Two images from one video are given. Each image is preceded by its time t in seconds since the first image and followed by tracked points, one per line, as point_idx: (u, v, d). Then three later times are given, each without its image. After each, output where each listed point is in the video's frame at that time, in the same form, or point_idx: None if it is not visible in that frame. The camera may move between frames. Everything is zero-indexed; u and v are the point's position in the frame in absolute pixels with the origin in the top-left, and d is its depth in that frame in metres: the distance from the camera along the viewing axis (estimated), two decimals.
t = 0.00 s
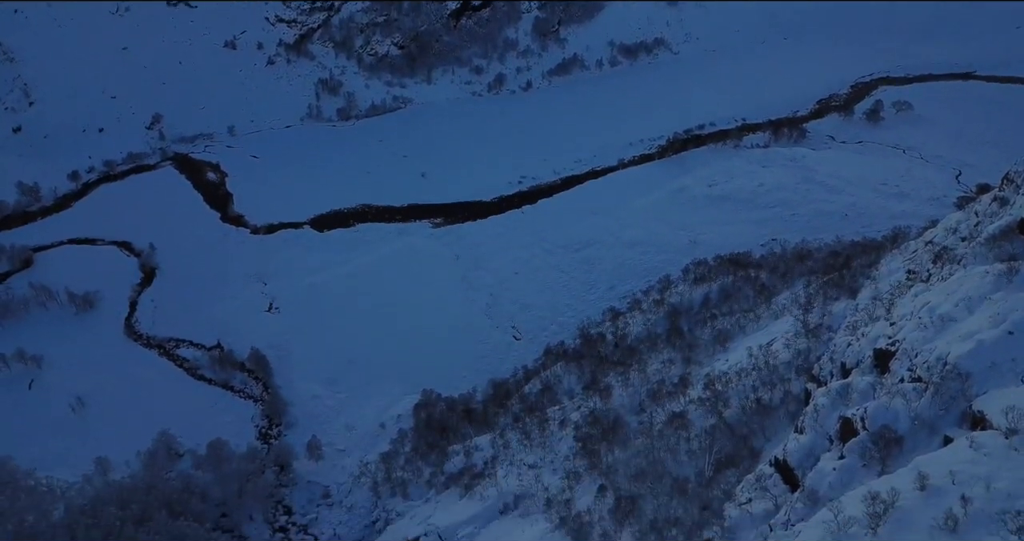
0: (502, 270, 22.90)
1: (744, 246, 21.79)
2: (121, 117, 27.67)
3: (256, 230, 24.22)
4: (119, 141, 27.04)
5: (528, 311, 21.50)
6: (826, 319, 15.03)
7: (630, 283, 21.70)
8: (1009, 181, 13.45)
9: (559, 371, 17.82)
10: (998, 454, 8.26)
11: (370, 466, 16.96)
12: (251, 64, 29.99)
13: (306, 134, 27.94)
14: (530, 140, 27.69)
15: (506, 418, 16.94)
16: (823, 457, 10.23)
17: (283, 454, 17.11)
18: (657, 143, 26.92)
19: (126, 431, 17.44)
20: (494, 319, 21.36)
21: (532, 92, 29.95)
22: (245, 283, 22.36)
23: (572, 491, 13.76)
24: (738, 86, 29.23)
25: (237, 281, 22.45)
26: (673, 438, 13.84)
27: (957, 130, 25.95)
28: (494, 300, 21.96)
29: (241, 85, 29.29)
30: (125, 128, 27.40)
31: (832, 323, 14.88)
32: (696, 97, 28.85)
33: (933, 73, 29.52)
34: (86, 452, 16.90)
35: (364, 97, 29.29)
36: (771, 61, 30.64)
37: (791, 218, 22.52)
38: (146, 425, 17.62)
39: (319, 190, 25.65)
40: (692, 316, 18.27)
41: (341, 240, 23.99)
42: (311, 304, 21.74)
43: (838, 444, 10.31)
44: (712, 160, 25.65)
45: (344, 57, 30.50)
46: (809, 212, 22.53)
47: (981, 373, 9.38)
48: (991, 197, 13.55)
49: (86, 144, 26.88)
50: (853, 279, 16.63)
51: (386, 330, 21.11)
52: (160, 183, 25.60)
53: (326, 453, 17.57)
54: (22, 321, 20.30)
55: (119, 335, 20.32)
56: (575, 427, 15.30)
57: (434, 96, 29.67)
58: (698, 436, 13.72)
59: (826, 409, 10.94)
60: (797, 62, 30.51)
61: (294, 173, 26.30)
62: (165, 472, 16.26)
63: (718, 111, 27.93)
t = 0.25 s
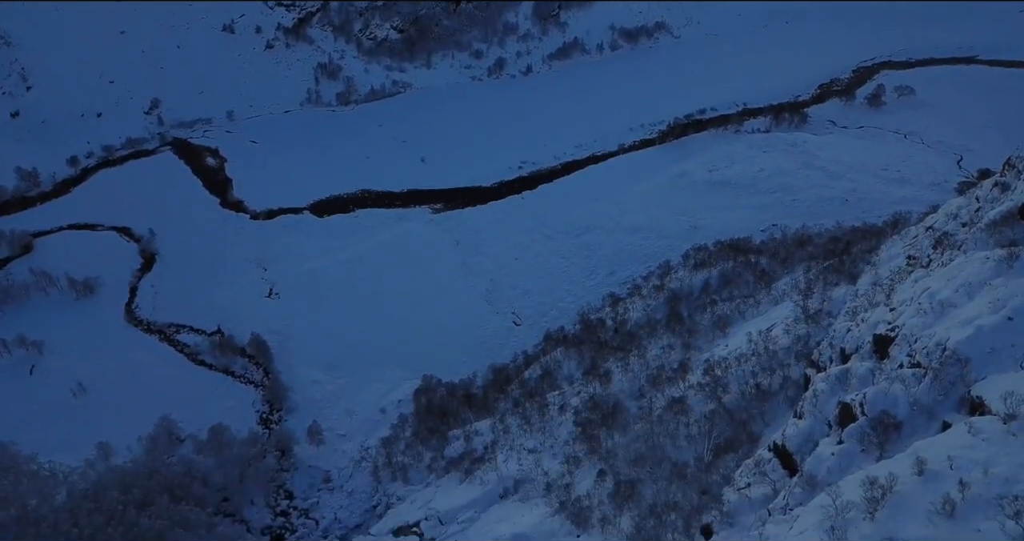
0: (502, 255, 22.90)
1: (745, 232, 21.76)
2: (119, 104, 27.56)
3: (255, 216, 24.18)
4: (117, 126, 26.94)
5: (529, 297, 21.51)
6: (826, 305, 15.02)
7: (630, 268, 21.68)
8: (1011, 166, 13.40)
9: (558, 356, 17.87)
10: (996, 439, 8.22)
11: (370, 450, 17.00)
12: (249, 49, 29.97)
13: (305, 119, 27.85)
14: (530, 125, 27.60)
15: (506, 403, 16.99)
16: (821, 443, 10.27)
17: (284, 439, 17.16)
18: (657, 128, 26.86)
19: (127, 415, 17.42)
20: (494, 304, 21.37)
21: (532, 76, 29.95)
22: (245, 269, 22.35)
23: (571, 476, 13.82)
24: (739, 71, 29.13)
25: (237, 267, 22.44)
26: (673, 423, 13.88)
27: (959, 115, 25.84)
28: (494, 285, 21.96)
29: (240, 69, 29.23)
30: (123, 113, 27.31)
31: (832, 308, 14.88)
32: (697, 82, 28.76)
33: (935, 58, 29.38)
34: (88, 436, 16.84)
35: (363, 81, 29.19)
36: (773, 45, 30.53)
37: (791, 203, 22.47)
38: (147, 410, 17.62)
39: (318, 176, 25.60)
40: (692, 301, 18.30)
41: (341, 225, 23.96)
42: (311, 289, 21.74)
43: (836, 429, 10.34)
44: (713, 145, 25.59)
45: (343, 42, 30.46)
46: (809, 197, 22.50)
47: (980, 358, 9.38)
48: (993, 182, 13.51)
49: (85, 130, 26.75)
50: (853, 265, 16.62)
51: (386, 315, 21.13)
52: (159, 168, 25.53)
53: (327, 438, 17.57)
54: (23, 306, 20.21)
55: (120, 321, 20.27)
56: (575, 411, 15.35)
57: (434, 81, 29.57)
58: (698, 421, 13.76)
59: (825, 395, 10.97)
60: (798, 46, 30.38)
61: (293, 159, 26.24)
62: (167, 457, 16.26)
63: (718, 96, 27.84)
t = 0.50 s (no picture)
0: (502, 241, 22.90)
1: (745, 217, 21.72)
2: (117, 88, 27.58)
3: (255, 201, 24.14)
4: (115, 110, 26.88)
5: (529, 283, 21.50)
6: (826, 291, 15.01)
7: (630, 253, 21.65)
8: (1012, 151, 13.35)
9: (558, 342, 17.93)
10: (994, 424, 8.18)
11: (371, 435, 17.04)
12: (247, 34, 30.35)
13: (304, 104, 27.82)
14: (529, 111, 27.59)
15: (506, 388, 17.05)
16: (820, 428, 10.31)
17: (285, 424, 17.16)
18: (658, 113, 26.85)
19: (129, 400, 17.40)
20: (494, 290, 21.36)
21: (532, 60, 30.15)
22: (245, 255, 22.33)
23: (571, 460, 13.88)
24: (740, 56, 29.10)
25: (237, 252, 22.42)
26: (672, 408, 13.92)
27: (961, 99, 25.71)
28: (494, 271, 21.95)
29: (239, 56, 29.40)
30: (121, 98, 27.29)
31: (832, 293, 14.88)
32: (697, 68, 28.73)
33: (937, 42, 29.26)
34: (90, 422, 16.79)
35: (362, 66, 29.43)
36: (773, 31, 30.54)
37: (791, 189, 22.44)
38: (148, 395, 17.61)
39: (318, 162, 25.59)
40: (692, 287, 18.34)
41: (341, 211, 23.93)
42: (311, 275, 21.74)
43: (835, 415, 10.37)
44: (713, 131, 25.57)
45: (342, 26, 31.17)
46: (809, 182, 22.46)
47: (978, 344, 9.37)
48: (994, 167, 13.46)
49: (82, 112, 26.69)
50: (853, 250, 16.63)
51: (386, 301, 21.15)
52: (158, 153, 25.48)
53: (328, 423, 17.56)
54: (22, 292, 20.11)
55: (120, 305, 20.23)
56: (574, 397, 15.39)
57: (433, 66, 29.94)
58: (697, 407, 13.79)
59: (824, 380, 10.99)
60: (799, 32, 30.36)
61: (293, 144, 26.20)
62: (168, 441, 16.25)
63: (718, 82, 27.83)
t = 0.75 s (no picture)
0: (502, 227, 22.86)
1: (745, 202, 21.66)
2: (115, 73, 27.53)
3: (255, 187, 24.11)
4: (113, 95, 26.85)
5: (529, 269, 21.49)
6: (826, 277, 14.99)
7: (630, 239, 21.61)
8: (1014, 136, 13.27)
9: (558, 328, 17.96)
10: (992, 410, 8.13)
11: (371, 420, 17.07)
12: (246, 19, 30.46)
13: (304, 88, 27.71)
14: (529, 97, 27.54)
15: (506, 373, 17.09)
16: (819, 413, 10.35)
17: (286, 409, 17.18)
18: (659, 98, 26.80)
19: (130, 385, 17.43)
20: (494, 276, 21.34)
21: (533, 44, 30.26)
22: (245, 240, 22.31)
23: (570, 445, 13.93)
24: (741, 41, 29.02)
25: (237, 238, 22.39)
26: (672, 393, 13.94)
27: (964, 84, 25.57)
28: (494, 256, 21.94)
29: (238, 40, 29.40)
30: (119, 83, 27.25)
31: (832, 279, 14.86)
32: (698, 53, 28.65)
33: (940, 27, 29.12)
34: (92, 405, 16.81)
35: (361, 50, 29.38)
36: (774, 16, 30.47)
37: (792, 174, 22.40)
38: (150, 379, 17.63)
39: (318, 147, 25.51)
40: (692, 272, 18.35)
41: (341, 196, 23.88)
42: (311, 261, 21.73)
43: (834, 400, 10.40)
44: (714, 116, 25.50)
45: (341, 11, 31.31)
46: (810, 168, 22.39)
47: (978, 330, 9.35)
48: (996, 152, 13.39)
49: (79, 96, 26.63)
50: (853, 236, 16.60)
51: (386, 286, 21.15)
52: (157, 139, 25.42)
53: (328, 408, 17.57)
54: (23, 277, 20.07)
55: (120, 291, 20.23)
56: (574, 382, 15.43)
57: (433, 50, 29.92)
58: (696, 392, 13.82)
59: (823, 365, 11.02)
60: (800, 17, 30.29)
61: (292, 129, 26.14)
62: (170, 426, 16.33)
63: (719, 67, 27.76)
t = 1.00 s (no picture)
0: (503, 212, 22.85)
1: (746, 188, 21.60)
2: (115, 56, 27.67)
3: (254, 172, 24.07)
4: (113, 80, 26.83)
5: (529, 254, 21.49)
6: (826, 262, 14.97)
7: (631, 225, 21.59)
8: (1016, 122, 13.20)
9: (558, 313, 17.99)
10: (991, 395, 8.14)
11: (372, 405, 17.11)
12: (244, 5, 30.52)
13: (303, 72, 27.57)
14: (529, 81, 27.48)
15: (507, 358, 17.13)
16: (818, 398, 10.38)
17: (287, 395, 17.20)
18: (660, 83, 26.71)
19: (131, 370, 17.43)
20: (494, 262, 21.34)
21: (533, 29, 30.32)
22: (245, 226, 22.29)
23: (570, 430, 13.98)
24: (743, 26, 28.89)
25: (237, 223, 22.38)
26: (672, 379, 13.97)
27: (967, 69, 25.45)
28: (494, 242, 21.94)
29: (237, 25, 29.37)
30: (118, 67, 27.25)
31: (832, 264, 14.85)
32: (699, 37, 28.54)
33: (943, 11, 28.97)
34: (93, 391, 16.75)
35: (360, 34, 29.30)
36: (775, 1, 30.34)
37: (793, 159, 22.36)
38: (151, 365, 17.65)
39: (317, 132, 25.44)
40: (692, 258, 18.35)
41: (340, 181, 23.85)
42: (311, 246, 21.72)
43: (833, 385, 10.43)
44: (715, 101, 25.41)
45: None
46: (811, 153, 22.33)
47: (978, 315, 9.33)
48: (997, 137, 13.32)
49: (78, 79, 26.68)
50: (854, 221, 16.58)
51: (386, 272, 21.16)
52: (156, 124, 25.34)
53: (329, 393, 17.59)
54: (23, 263, 20.03)
55: (121, 277, 20.21)
56: (574, 367, 15.47)
57: (433, 34, 29.85)
58: (696, 378, 13.84)
59: (823, 351, 11.06)
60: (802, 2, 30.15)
61: (292, 113, 26.06)
62: (171, 411, 16.40)
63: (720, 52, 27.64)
